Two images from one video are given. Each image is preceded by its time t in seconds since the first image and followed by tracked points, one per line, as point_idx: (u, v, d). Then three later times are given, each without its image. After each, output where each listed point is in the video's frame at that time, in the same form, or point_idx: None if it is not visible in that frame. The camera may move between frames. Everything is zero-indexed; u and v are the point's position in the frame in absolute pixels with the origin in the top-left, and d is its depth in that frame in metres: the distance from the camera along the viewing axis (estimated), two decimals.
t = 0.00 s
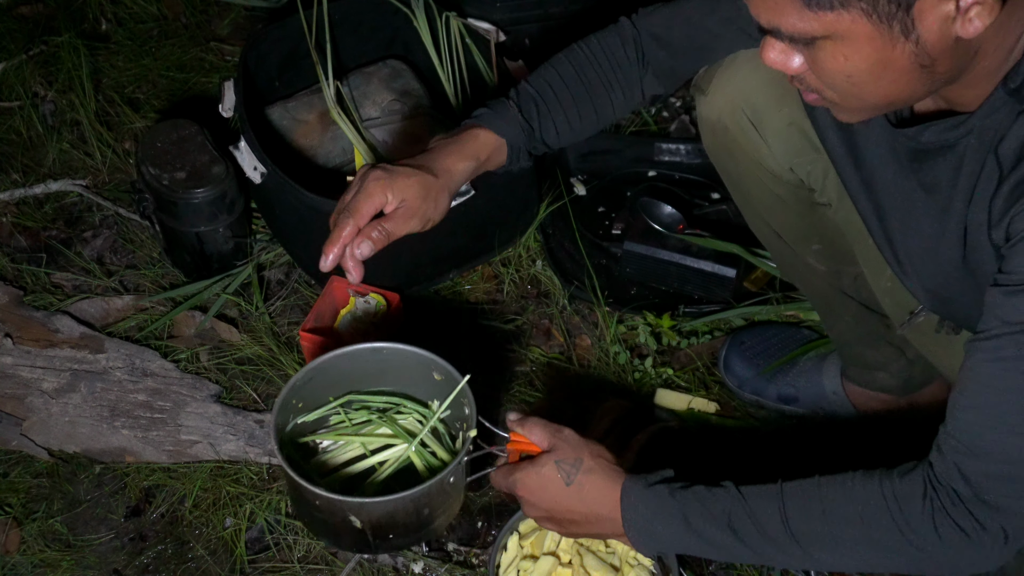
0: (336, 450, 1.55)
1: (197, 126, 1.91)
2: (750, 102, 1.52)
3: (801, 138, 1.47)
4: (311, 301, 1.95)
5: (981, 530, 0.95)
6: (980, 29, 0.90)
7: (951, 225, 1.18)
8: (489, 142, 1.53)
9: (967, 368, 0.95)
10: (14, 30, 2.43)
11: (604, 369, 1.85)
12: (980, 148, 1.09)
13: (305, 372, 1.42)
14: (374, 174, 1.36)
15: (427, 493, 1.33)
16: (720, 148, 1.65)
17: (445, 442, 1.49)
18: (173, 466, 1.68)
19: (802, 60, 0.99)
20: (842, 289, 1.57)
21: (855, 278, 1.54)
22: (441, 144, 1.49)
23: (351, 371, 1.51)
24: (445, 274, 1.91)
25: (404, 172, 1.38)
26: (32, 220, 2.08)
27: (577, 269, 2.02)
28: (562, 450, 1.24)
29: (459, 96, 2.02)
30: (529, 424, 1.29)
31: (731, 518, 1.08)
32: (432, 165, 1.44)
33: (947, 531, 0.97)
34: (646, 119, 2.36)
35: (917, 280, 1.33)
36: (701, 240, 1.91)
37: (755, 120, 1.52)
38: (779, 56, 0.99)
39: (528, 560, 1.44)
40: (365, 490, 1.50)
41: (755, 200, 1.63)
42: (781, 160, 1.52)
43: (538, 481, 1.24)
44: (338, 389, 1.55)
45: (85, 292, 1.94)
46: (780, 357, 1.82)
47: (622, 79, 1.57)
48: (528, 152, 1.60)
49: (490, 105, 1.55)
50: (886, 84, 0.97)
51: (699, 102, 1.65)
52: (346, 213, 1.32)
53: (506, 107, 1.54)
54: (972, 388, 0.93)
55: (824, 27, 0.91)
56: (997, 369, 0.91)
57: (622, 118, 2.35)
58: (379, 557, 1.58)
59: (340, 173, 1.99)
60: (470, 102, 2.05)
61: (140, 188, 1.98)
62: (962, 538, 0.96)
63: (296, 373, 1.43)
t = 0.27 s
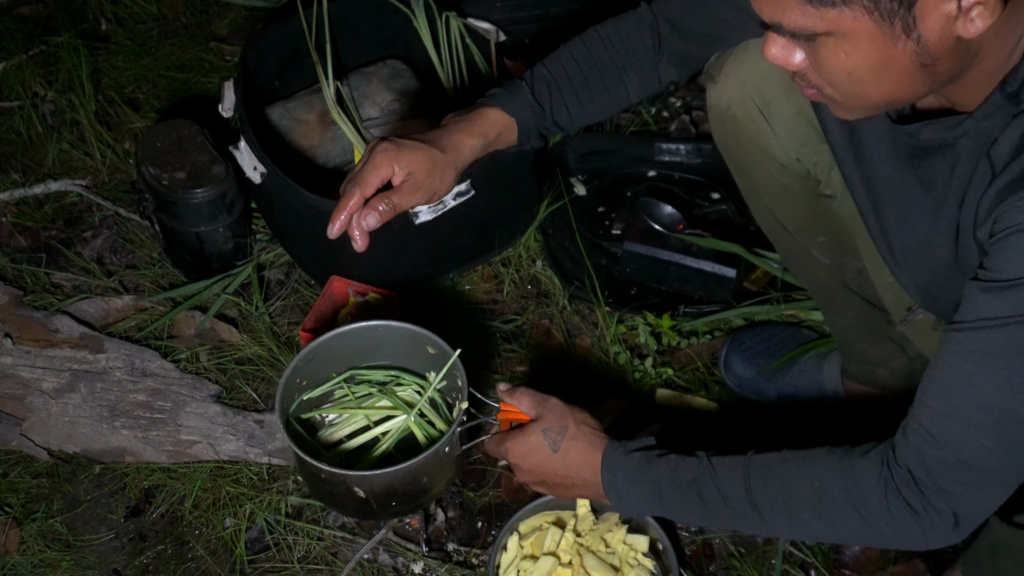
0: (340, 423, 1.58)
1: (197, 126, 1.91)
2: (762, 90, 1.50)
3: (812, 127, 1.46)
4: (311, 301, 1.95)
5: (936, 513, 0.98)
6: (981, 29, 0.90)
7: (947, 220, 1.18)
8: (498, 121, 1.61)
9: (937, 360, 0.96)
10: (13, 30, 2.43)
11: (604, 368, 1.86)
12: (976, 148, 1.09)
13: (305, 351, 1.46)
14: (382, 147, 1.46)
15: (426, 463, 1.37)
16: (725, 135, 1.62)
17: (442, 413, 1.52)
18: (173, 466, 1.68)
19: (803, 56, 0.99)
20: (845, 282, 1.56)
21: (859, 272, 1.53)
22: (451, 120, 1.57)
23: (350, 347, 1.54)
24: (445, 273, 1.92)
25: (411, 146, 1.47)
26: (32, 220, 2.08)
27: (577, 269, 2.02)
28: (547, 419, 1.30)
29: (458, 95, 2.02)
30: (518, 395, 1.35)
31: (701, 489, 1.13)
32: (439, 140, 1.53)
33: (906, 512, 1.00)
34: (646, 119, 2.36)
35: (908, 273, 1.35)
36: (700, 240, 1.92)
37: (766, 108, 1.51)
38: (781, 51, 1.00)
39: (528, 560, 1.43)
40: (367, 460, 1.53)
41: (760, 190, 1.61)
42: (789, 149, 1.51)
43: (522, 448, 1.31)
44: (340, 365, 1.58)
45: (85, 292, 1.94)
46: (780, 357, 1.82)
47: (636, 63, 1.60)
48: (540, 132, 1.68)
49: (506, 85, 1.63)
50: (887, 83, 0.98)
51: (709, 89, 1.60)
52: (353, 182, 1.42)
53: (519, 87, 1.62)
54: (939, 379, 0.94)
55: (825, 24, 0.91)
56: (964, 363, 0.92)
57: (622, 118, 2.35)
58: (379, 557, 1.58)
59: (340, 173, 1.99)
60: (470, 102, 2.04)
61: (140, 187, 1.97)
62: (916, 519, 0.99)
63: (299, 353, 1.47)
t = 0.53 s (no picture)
0: (359, 436, 1.58)
1: (197, 126, 1.91)
2: (767, 83, 1.47)
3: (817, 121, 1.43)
4: (311, 301, 1.95)
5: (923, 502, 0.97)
6: (968, 18, 0.92)
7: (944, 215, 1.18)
8: (503, 111, 1.66)
9: (929, 351, 0.95)
10: (13, 30, 2.43)
11: (605, 369, 1.85)
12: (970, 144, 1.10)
13: (329, 366, 1.50)
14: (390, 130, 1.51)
15: (448, 469, 1.41)
16: (732, 128, 1.58)
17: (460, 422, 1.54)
18: (173, 466, 1.68)
19: (795, 36, 1.00)
20: (848, 280, 1.54)
21: (862, 269, 1.50)
22: (458, 108, 1.63)
23: (371, 362, 1.58)
24: (446, 274, 1.91)
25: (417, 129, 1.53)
26: (32, 220, 2.08)
27: (577, 269, 2.02)
28: (561, 426, 1.31)
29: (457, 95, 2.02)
30: (534, 401, 1.37)
31: (698, 475, 1.13)
32: (445, 126, 1.59)
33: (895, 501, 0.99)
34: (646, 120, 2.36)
35: (908, 268, 1.33)
36: (701, 240, 1.92)
37: (771, 101, 1.47)
38: (774, 29, 1.01)
39: (528, 560, 1.43)
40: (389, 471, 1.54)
41: (766, 185, 1.58)
42: (794, 143, 1.47)
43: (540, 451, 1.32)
44: (359, 379, 1.60)
45: (85, 292, 1.94)
46: (780, 357, 1.82)
47: (646, 56, 1.63)
48: (546, 123, 1.72)
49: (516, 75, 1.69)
50: (873, 65, 0.98)
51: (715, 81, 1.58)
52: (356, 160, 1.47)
53: (527, 78, 1.67)
54: (930, 370, 0.94)
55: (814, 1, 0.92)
56: (954, 354, 0.92)
57: (622, 118, 2.35)
58: (379, 557, 1.58)
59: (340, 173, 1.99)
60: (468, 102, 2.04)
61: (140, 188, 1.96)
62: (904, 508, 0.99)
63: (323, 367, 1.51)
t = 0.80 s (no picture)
0: (356, 436, 1.59)
1: (197, 126, 1.91)
2: (767, 81, 1.48)
3: (817, 120, 1.44)
4: (311, 302, 1.95)
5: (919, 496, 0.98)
6: (965, 10, 0.92)
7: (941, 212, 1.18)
8: (502, 101, 1.66)
9: (926, 345, 0.95)
10: (13, 30, 2.43)
11: (605, 370, 1.85)
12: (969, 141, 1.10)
13: (326, 366, 1.50)
14: (382, 106, 1.53)
15: (446, 470, 1.42)
16: (732, 126, 1.59)
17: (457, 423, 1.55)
18: (173, 466, 1.68)
19: (794, 27, 1.01)
20: (848, 280, 1.55)
21: (861, 268, 1.51)
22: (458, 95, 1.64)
23: (368, 362, 1.58)
24: (445, 274, 1.91)
25: (409, 107, 1.54)
26: (32, 220, 2.08)
27: (577, 269, 2.02)
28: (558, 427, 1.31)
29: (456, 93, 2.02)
30: (531, 402, 1.36)
31: (696, 472, 1.13)
32: (440, 109, 1.59)
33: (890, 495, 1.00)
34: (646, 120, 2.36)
35: (905, 263, 1.33)
36: (702, 240, 1.91)
37: (771, 100, 1.48)
38: (773, 20, 1.01)
39: (528, 560, 1.43)
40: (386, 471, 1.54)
41: (766, 183, 1.59)
42: (794, 141, 1.48)
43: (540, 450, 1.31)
44: (356, 379, 1.60)
45: (85, 292, 1.94)
46: (780, 357, 1.82)
47: (648, 54, 1.63)
48: (544, 118, 1.72)
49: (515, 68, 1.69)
50: (870, 55, 0.98)
51: (715, 80, 1.59)
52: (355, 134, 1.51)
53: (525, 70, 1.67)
54: (926, 364, 0.94)
55: None
56: (950, 348, 0.92)
57: (622, 118, 2.35)
58: (379, 557, 1.58)
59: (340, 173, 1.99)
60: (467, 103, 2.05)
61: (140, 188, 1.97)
62: (900, 502, 0.99)
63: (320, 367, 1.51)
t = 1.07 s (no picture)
0: (352, 437, 1.58)
1: (197, 126, 1.91)
2: (768, 80, 1.48)
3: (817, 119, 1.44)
4: (311, 302, 1.95)
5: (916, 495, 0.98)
6: (965, 6, 0.92)
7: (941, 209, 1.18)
8: (502, 104, 1.68)
9: (924, 344, 0.95)
10: (13, 30, 2.43)
11: (605, 369, 1.85)
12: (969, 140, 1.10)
13: (322, 366, 1.50)
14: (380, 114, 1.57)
15: (442, 469, 1.42)
16: (733, 127, 1.60)
17: (453, 423, 1.55)
18: (173, 467, 1.68)
19: (795, 24, 1.01)
20: (848, 279, 1.55)
21: (861, 268, 1.51)
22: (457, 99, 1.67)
23: (364, 363, 1.58)
24: (445, 274, 1.91)
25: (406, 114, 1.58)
26: (32, 220, 2.08)
27: (577, 269, 2.02)
28: (555, 430, 1.31)
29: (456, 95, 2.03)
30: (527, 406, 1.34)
31: (693, 473, 1.13)
32: (439, 113, 1.62)
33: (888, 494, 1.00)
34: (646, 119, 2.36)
35: (903, 260, 1.32)
36: (702, 240, 1.91)
37: (772, 99, 1.49)
38: (774, 18, 1.01)
39: (528, 560, 1.43)
40: (382, 472, 1.54)
41: (765, 183, 1.59)
42: (794, 140, 1.48)
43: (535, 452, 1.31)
44: (352, 381, 1.60)
45: (85, 292, 1.94)
46: (780, 357, 1.82)
47: (648, 56, 1.62)
48: (543, 119, 1.72)
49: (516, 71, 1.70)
50: (872, 54, 0.98)
51: (715, 79, 1.59)
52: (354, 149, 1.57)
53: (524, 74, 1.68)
54: (924, 363, 0.94)
55: None
56: (949, 347, 0.92)
57: (622, 118, 2.35)
58: (379, 557, 1.58)
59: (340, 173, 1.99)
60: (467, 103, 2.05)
61: (140, 188, 1.97)
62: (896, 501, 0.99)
63: (316, 368, 1.50)
